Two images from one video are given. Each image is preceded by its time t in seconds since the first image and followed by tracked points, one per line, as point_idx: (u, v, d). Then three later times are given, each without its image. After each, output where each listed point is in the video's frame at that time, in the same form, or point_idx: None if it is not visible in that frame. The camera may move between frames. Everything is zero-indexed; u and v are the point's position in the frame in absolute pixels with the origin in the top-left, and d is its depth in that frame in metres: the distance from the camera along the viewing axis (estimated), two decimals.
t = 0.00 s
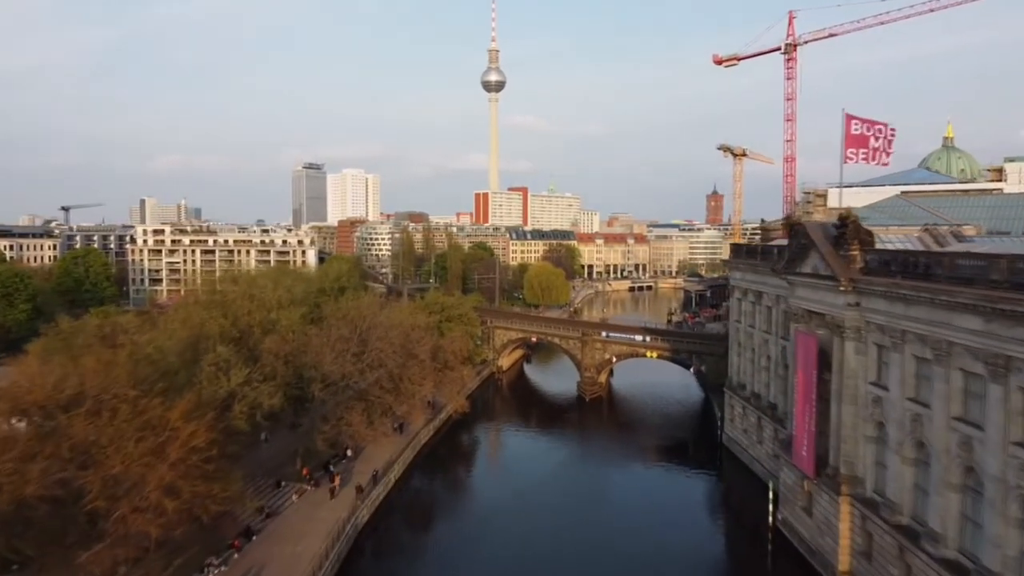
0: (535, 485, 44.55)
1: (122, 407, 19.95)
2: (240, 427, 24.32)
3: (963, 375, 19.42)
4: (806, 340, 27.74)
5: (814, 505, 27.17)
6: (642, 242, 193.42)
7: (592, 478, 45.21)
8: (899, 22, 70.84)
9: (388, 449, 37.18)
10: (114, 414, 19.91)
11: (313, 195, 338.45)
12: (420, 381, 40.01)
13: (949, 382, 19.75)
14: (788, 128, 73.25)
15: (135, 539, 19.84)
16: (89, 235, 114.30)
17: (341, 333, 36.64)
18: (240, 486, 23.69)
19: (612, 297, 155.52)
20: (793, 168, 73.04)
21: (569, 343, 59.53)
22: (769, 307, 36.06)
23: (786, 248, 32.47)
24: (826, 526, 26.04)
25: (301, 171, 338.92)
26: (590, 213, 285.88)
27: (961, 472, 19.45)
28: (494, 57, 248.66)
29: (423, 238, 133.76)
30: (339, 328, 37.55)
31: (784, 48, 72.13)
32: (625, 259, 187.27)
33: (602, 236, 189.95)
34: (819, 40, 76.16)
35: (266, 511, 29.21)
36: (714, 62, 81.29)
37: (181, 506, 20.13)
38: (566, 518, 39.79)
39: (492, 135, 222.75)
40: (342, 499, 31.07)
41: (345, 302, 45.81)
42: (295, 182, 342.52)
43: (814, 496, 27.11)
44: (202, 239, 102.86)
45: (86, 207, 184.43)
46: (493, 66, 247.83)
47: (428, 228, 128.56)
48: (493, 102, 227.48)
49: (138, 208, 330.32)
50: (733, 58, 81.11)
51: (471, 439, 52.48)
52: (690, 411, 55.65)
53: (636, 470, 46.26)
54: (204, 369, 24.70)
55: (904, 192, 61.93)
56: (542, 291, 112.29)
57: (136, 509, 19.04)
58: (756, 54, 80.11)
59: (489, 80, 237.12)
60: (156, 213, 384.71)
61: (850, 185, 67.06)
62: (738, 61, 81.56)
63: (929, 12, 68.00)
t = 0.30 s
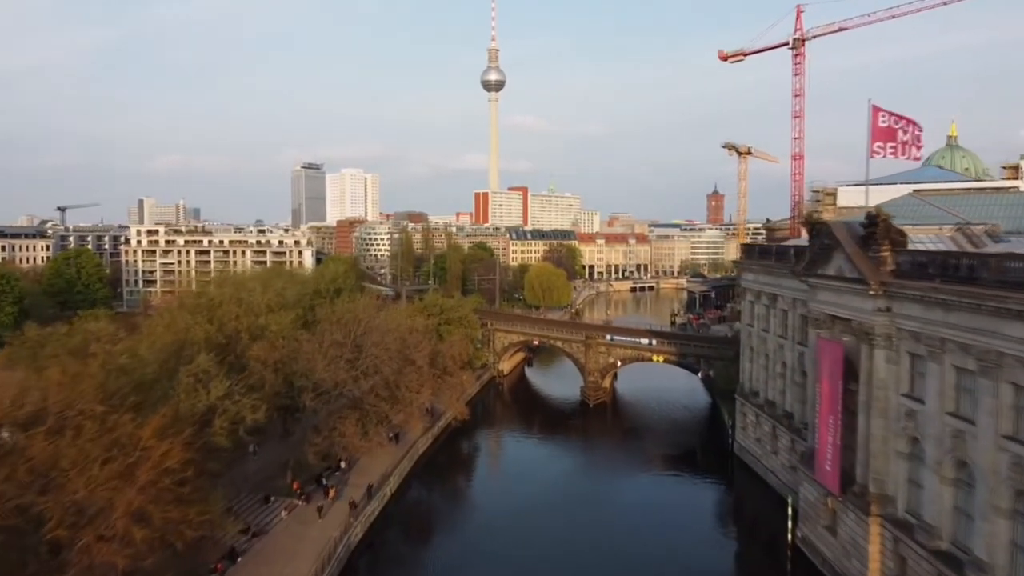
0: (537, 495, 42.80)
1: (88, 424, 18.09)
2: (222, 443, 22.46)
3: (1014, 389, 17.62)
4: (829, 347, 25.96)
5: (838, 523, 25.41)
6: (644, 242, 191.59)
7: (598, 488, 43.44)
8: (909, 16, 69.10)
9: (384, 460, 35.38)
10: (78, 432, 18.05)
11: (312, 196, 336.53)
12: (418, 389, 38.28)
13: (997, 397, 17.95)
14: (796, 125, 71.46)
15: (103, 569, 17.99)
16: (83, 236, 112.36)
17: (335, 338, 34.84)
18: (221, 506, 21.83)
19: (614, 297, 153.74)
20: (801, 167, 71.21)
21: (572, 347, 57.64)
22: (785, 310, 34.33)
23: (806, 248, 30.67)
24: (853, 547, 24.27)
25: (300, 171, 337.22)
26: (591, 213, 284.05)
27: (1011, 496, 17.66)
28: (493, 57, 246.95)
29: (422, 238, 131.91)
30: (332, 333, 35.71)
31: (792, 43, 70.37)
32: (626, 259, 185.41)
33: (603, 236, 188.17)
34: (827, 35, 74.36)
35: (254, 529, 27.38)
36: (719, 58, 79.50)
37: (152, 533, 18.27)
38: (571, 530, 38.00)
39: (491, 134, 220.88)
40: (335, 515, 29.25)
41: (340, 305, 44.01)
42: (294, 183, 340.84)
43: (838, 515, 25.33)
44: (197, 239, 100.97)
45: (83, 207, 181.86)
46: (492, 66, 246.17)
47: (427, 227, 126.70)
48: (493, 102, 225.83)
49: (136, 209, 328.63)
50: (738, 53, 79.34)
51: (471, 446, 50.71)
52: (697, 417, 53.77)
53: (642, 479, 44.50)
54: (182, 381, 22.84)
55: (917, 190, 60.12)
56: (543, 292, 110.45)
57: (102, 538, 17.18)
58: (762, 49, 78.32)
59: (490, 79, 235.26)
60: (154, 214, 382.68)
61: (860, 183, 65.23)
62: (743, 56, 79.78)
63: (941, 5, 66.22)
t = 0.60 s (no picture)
0: (539, 505, 40.98)
1: (44, 444, 16.28)
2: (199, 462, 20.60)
3: None
4: (856, 356, 24.12)
5: (866, 545, 23.60)
6: (646, 241, 189.67)
7: (604, 498, 41.63)
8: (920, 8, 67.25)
9: (379, 472, 33.54)
10: (34, 453, 16.25)
11: (312, 195, 334.81)
12: (415, 397, 36.48)
13: None
14: (804, 121, 69.60)
15: None
16: (76, 236, 110.50)
17: (326, 344, 33.01)
18: (197, 531, 19.96)
19: (615, 298, 151.91)
20: (809, 163, 69.32)
21: (575, 350, 55.75)
22: (803, 314, 32.54)
23: (828, 248, 28.77)
24: (883, 571, 22.43)
25: (299, 171, 335.53)
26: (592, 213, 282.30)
27: None
28: (494, 56, 244.98)
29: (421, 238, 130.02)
30: (324, 338, 33.87)
31: (800, 36, 68.55)
32: (628, 258, 183.55)
33: (604, 235, 186.31)
34: (836, 28, 72.48)
35: (238, 549, 25.54)
36: (725, 52, 77.63)
37: (116, 567, 16.44)
38: (576, 543, 36.19)
39: (491, 133, 219.03)
40: (326, 533, 27.42)
41: (334, 309, 42.10)
42: (293, 183, 339.14)
43: (866, 536, 23.49)
44: (192, 239, 99.14)
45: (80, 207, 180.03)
46: (492, 64, 244.25)
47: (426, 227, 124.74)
48: (493, 101, 224.06)
49: (135, 209, 327.33)
50: (744, 48, 77.48)
51: (471, 453, 48.91)
52: (705, 424, 51.84)
53: (649, 489, 42.65)
54: (156, 394, 21.01)
55: (931, 186, 58.23)
56: (544, 292, 108.59)
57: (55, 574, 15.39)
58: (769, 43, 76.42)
59: (490, 78, 233.38)
60: (153, 214, 380.87)
61: (871, 180, 63.34)
62: (749, 51, 77.91)
63: None
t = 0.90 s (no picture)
0: (542, 514, 39.17)
1: None
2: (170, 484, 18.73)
3: None
4: (886, 363, 22.28)
5: (898, 568, 21.81)
6: (647, 240, 187.84)
7: (610, 507, 39.82)
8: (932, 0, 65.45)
9: (373, 485, 31.72)
10: None
11: (311, 195, 333.15)
12: (411, 405, 34.63)
13: None
14: (813, 117, 67.79)
15: None
16: (69, 236, 108.71)
17: (317, 349, 31.18)
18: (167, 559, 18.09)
19: (617, 297, 149.92)
20: (818, 160, 67.49)
21: (579, 352, 53.91)
22: (822, 317, 30.73)
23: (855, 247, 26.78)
24: None
25: (298, 171, 333.83)
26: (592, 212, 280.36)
27: None
28: (493, 54, 243.14)
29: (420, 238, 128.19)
30: (314, 343, 32.04)
31: (809, 30, 66.77)
32: (630, 258, 181.73)
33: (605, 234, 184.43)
34: (845, 21, 70.66)
35: (219, 570, 23.71)
36: (730, 46, 75.82)
37: None
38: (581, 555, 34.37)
39: (491, 132, 217.16)
40: (315, 551, 25.58)
41: (327, 311, 40.24)
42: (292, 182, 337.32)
43: (898, 559, 21.67)
44: (186, 239, 97.31)
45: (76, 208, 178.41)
46: (492, 63, 242.42)
47: (425, 227, 122.87)
48: (493, 100, 222.30)
49: (134, 209, 325.70)
50: (750, 42, 75.67)
51: (471, 459, 47.12)
52: (713, 431, 49.89)
53: (657, 497, 40.73)
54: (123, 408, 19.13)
55: (945, 183, 56.38)
56: (545, 292, 106.72)
57: None
58: (776, 37, 74.63)
59: (490, 77, 231.45)
60: (152, 214, 379.19)
61: (883, 177, 61.49)
62: (756, 45, 76.10)
63: None
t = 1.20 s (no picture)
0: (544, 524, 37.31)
1: None
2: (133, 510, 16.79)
3: None
4: (919, 372, 20.42)
5: None
6: (649, 239, 185.85)
7: (615, 518, 37.95)
8: None
9: (365, 499, 29.79)
10: None
11: (310, 195, 331.14)
12: (405, 413, 32.77)
13: None
14: (821, 112, 65.85)
15: None
16: (62, 236, 106.77)
17: (304, 355, 29.28)
18: None
19: (618, 298, 148.06)
20: (827, 157, 65.53)
21: (582, 356, 52.00)
22: (843, 320, 28.84)
23: (881, 246, 24.89)
24: None
25: (297, 171, 332.12)
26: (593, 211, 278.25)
27: None
28: (493, 53, 241.14)
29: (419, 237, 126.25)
30: (302, 349, 30.14)
31: (818, 22, 64.82)
32: (631, 257, 179.78)
33: (606, 233, 182.55)
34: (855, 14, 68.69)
35: None
36: (736, 40, 73.86)
37: None
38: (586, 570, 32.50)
39: (491, 131, 215.18)
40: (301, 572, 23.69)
41: (318, 313, 38.38)
42: (291, 182, 335.44)
43: None
44: (180, 239, 95.38)
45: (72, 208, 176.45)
46: (492, 62, 240.44)
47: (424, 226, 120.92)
48: (493, 99, 220.34)
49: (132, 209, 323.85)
50: (757, 36, 73.71)
51: (470, 466, 45.28)
52: (722, 437, 47.97)
53: (664, 507, 38.82)
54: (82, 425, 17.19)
55: (961, 179, 54.37)
56: (546, 292, 104.80)
57: None
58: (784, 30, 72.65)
59: (490, 75, 229.49)
60: (151, 214, 377.47)
61: (895, 173, 59.52)
62: (762, 39, 74.13)
63: None
